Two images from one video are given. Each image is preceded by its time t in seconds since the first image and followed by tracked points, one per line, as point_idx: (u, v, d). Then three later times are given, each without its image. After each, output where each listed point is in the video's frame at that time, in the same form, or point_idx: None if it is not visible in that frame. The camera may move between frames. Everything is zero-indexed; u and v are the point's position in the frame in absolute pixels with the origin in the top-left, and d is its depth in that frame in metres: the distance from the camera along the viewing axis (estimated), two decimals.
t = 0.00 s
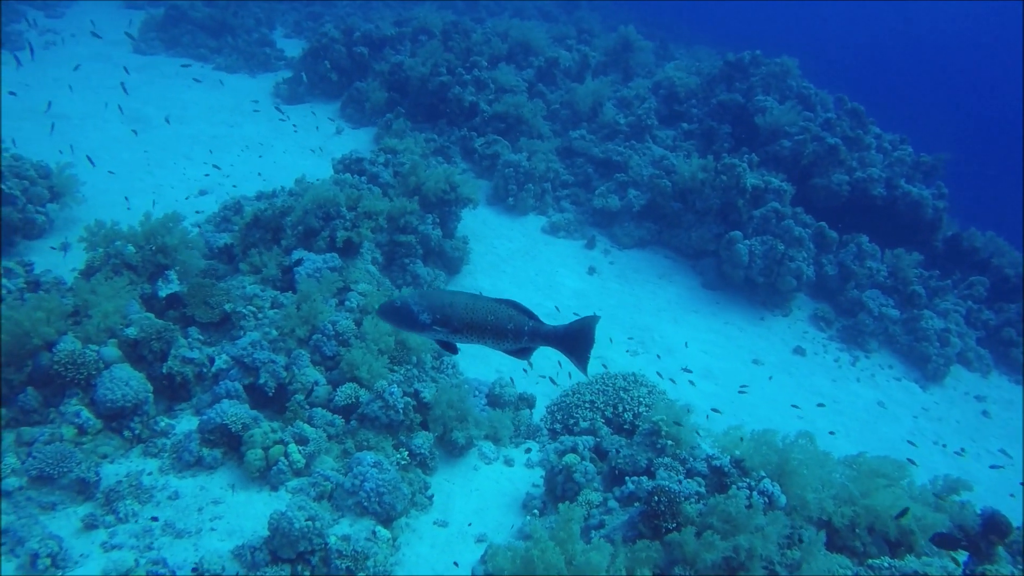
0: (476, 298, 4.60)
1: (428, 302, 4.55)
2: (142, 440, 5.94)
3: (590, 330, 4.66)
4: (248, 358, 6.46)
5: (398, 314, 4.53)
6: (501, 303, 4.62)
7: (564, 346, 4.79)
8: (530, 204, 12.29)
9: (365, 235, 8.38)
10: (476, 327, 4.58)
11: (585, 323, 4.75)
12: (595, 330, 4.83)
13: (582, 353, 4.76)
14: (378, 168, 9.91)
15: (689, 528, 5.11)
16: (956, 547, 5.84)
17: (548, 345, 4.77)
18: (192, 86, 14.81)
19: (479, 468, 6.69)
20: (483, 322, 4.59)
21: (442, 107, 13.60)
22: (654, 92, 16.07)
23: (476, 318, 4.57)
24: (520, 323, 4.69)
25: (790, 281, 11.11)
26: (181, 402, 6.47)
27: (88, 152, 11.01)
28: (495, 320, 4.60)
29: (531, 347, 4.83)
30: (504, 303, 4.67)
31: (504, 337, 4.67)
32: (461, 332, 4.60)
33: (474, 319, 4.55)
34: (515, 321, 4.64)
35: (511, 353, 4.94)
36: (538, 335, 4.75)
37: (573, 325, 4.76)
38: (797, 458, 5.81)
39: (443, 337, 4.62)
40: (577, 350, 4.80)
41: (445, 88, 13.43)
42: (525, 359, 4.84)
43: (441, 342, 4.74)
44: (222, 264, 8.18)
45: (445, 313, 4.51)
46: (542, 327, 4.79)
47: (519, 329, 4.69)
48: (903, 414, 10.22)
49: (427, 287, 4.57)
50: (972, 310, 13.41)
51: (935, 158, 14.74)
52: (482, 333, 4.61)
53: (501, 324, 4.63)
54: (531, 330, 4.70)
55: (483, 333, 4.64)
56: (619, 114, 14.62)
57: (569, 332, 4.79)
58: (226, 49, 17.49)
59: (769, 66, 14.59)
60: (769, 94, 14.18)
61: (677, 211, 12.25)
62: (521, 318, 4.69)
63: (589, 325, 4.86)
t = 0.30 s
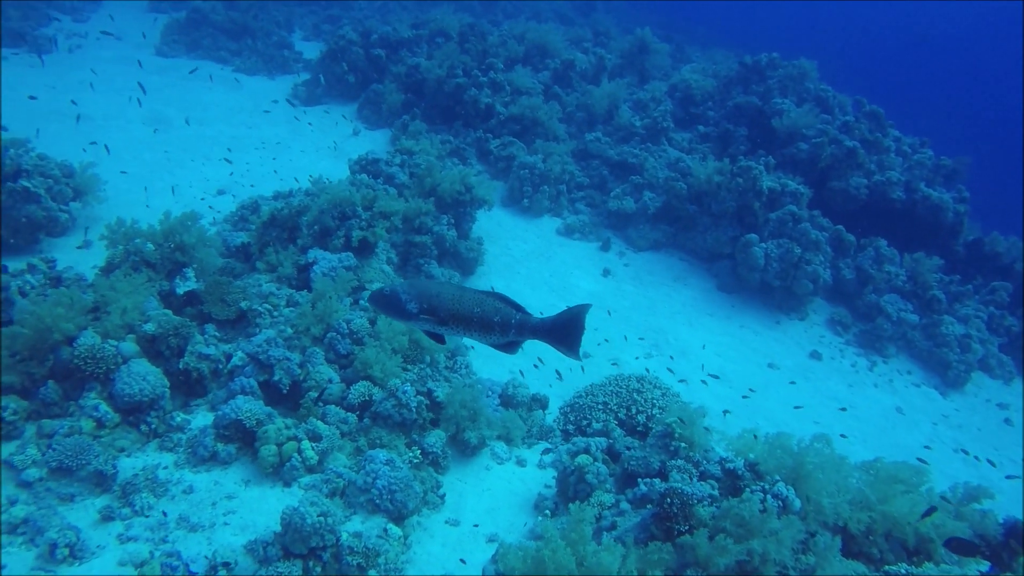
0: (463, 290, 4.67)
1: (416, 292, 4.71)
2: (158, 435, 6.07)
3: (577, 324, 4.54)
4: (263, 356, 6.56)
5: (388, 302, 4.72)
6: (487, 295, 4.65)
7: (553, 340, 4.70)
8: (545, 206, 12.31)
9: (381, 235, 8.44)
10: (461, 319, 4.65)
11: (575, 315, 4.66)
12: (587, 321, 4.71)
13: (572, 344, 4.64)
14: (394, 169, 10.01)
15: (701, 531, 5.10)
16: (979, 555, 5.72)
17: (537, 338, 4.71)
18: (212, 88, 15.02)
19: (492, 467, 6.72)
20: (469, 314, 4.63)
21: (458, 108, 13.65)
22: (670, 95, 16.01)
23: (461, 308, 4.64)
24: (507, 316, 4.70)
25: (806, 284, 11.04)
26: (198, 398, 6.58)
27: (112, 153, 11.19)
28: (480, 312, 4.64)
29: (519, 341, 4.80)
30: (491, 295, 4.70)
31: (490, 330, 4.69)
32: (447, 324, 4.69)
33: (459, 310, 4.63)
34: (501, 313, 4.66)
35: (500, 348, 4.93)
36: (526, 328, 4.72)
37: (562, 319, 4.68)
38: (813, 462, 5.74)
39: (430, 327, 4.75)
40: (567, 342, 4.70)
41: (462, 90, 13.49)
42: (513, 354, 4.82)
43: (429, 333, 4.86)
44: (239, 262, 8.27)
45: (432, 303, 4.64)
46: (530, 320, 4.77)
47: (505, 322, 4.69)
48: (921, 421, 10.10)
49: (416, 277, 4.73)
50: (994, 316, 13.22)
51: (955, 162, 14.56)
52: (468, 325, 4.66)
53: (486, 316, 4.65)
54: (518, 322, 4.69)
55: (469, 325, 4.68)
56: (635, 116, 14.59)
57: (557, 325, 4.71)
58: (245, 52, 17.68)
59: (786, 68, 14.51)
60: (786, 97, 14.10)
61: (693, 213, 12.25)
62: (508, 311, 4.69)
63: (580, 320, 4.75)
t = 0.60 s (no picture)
0: (459, 284, 4.82)
1: (414, 287, 4.83)
2: (182, 436, 6.17)
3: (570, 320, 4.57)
4: (284, 359, 6.66)
5: (386, 296, 4.82)
6: (482, 289, 4.77)
7: (544, 338, 4.75)
8: (564, 211, 12.31)
9: (400, 240, 8.52)
10: (457, 312, 4.75)
11: (567, 313, 4.71)
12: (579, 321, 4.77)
13: (564, 342, 4.70)
14: (414, 175, 10.13)
15: (723, 537, 5.07)
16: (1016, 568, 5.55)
17: (528, 336, 4.73)
18: (235, 97, 15.30)
19: (511, 472, 6.74)
20: (464, 307, 4.73)
21: (477, 115, 13.73)
22: (690, 99, 15.91)
23: (457, 302, 4.75)
24: (500, 311, 4.76)
25: (829, 289, 10.93)
26: (220, 400, 6.70)
27: (139, 161, 11.45)
28: (474, 306, 4.72)
29: (512, 338, 4.82)
30: (486, 290, 4.80)
31: (484, 324, 4.74)
32: (443, 317, 4.79)
33: (455, 303, 4.73)
34: (496, 307, 4.73)
35: (493, 345, 4.96)
36: (520, 326, 4.75)
37: (555, 317, 4.75)
38: (838, 469, 5.69)
39: (427, 320, 4.83)
40: (558, 341, 4.75)
41: (481, 96, 13.56)
42: (505, 350, 4.83)
43: (426, 327, 4.94)
44: (261, 267, 8.38)
45: (429, 296, 4.76)
46: (523, 317, 4.80)
47: (498, 317, 4.74)
48: (951, 429, 9.89)
49: (415, 272, 4.88)
50: None
51: (984, 164, 14.28)
52: (463, 318, 4.76)
53: (481, 310, 4.72)
54: (511, 318, 4.73)
55: (465, 319, 4.78)
56: (654, 121, 14.54)
57: (550, 323, 4.77)
58: (267, 61, 17.93)
59: (808, 71, 14.34)
60: (808, 100, 13.95)
61: (713, 218, 12.20)
62: (502, 306, 4.76)
63: (571, 320, 4.78)
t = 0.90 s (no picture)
0: (463, 279, 4.80)
1: (417, 282, 4.70)
2: (210, 435, 6.31)
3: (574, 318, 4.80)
4: (311, 360, 6.78)
5: (387, 292, 4.64)
6: (487, 284, 4.80)
7: (546, 334, 4.93)
8: (590, 218, 12.29)
9: (426, 244, 8.68)
10: (463, 307, 4.72)
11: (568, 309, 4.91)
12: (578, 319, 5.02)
13: (564, 339, 4.91)
14: (440, 181, 10.25)
15: (751, 549, 5.01)
16: None
17: (531, 330, 4.89)
18: (266, 103, 15.61)
19: (534, 477, 6.75)
20: (469, 302, 4.73)
21: (503, 121, 13.78)
22: (717, 106, 15.77)
23: (463, 297, 4.72)
24: (504, 306, 4.84)
25: (861, 299, 10.75)
26: (247, 400, 6.83)
27: (173, 167, 11.71)
28: (480, 300, 4.75)
29: (514, 332, 4.95)
30: (489, 285, 4.84)
31: (489, 319, 4.79)
32: (448, 312, 4.73)
33: (461, 298, 4.71)
34: (502, 302, 4.80)
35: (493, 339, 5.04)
36: (524, 321, 4.89)
37: (556, 314, 4.93)
38: (871, 482, 5.60)
39: (430, 317, 4.73)
40: (558, 336, 4.95)
41: (507, 102, 13.64)
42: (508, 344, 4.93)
43: (428, 323, 4.82)
44: (289, 270, 8.57)
45: (434, 291, 4.66)
46: (525, 312, 4.94)
47: (502, 311, 4.82)
48: (990, 445, 9.58)
49: (416, 267, 4.76)
50: None
51: None
52: (468, 313, 4.74)
53: (486, 305, 4.77)
54: (516, 313, 4.84)
55: (469, 314, 4.77)
56: (682, 128, 14.45)
57: (550, 319, 4.94)
58: (297, 68, 18.17)
59: (840, 77, 14.15)
60: (839, 106, 13.73)
61: (741, 226, 12.05)
62: (505, 301, 4.83)
63: (569, 316, 5.01)
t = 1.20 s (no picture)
0: (467, 277, 4.75)
1: (419, 281, 4.68)
2: (238, 436, 6.44)
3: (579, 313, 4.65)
4: (337, 364, 6.86)
5: (388, 291, 4.62)
6: (490, 282, 4.75)
7: (552, 330, 4.82)
8: (618, 227, 12.26)
9: (453, 250, 8.70)
10: (466, 304, 4.68)
11: (575, 304, 4.79)
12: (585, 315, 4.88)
13: (571, 334, 4.76)
14: (469, 189, 10.40)
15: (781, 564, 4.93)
16: None
17: (538, 327, 4.80)
18: (298, 111, 15.91)
19: (559, 486, 6.74)
20: (472, 300, 4.69)
21: (532, 129, 13.84)
22: (748, 116, 15.62)
23: (465, 294, 4.68)
24: (509, 303, 4.78)
25: (895, 311, 10.59)
26: (275, 403, 6.96)
27: (207, 173, 12.01)
28: (484, 298, 4.71)
29: (520, 329, 4.88)
30: (492, 282, 4.80)
31: (494, 316, 4.75)
32: (451, 311, 4.69)
33: (463, 295, 4.67)
34: (506, 300, 4.75)
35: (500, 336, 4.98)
36: (529, 317, 4.81)
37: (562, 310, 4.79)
38: (907, 499, 5.52)
39: (433, 316, 4.69)
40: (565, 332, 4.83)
41: (536, 111, 13.68)
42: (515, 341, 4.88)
43: (432, 322, 4.78)
44: (317, 275, 8.68)
45: (436, 289, 4.62)
46: (531, 309, 4.88)
47: (507, 309, 4.77)
48: None
49: (418, 265, 4.74)
50: None
51: None
52: (472, 311, 4.69)
53: (490, 303, 4.72)
54: (521, 310, 4.77)
55: (473, 312, 4.72)
56: (711, 137, 14.37)
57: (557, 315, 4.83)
58: (328, 76, 18.49)
59: (874, 86, 13.93)
60: (874, 115, 13.53)
61: (771, 236, 11.94)
62: (510, 298, 4.78)
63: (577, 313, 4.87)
